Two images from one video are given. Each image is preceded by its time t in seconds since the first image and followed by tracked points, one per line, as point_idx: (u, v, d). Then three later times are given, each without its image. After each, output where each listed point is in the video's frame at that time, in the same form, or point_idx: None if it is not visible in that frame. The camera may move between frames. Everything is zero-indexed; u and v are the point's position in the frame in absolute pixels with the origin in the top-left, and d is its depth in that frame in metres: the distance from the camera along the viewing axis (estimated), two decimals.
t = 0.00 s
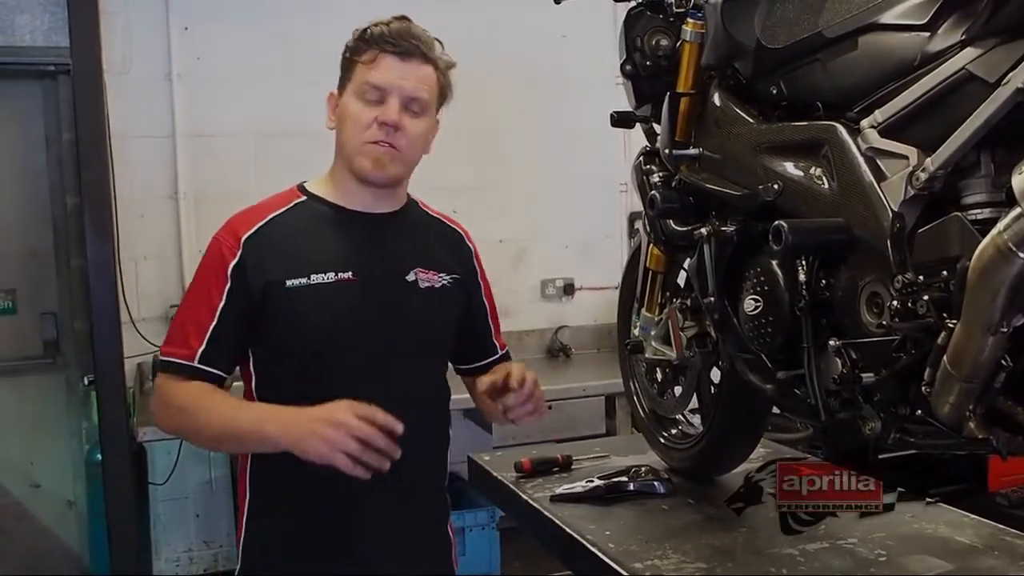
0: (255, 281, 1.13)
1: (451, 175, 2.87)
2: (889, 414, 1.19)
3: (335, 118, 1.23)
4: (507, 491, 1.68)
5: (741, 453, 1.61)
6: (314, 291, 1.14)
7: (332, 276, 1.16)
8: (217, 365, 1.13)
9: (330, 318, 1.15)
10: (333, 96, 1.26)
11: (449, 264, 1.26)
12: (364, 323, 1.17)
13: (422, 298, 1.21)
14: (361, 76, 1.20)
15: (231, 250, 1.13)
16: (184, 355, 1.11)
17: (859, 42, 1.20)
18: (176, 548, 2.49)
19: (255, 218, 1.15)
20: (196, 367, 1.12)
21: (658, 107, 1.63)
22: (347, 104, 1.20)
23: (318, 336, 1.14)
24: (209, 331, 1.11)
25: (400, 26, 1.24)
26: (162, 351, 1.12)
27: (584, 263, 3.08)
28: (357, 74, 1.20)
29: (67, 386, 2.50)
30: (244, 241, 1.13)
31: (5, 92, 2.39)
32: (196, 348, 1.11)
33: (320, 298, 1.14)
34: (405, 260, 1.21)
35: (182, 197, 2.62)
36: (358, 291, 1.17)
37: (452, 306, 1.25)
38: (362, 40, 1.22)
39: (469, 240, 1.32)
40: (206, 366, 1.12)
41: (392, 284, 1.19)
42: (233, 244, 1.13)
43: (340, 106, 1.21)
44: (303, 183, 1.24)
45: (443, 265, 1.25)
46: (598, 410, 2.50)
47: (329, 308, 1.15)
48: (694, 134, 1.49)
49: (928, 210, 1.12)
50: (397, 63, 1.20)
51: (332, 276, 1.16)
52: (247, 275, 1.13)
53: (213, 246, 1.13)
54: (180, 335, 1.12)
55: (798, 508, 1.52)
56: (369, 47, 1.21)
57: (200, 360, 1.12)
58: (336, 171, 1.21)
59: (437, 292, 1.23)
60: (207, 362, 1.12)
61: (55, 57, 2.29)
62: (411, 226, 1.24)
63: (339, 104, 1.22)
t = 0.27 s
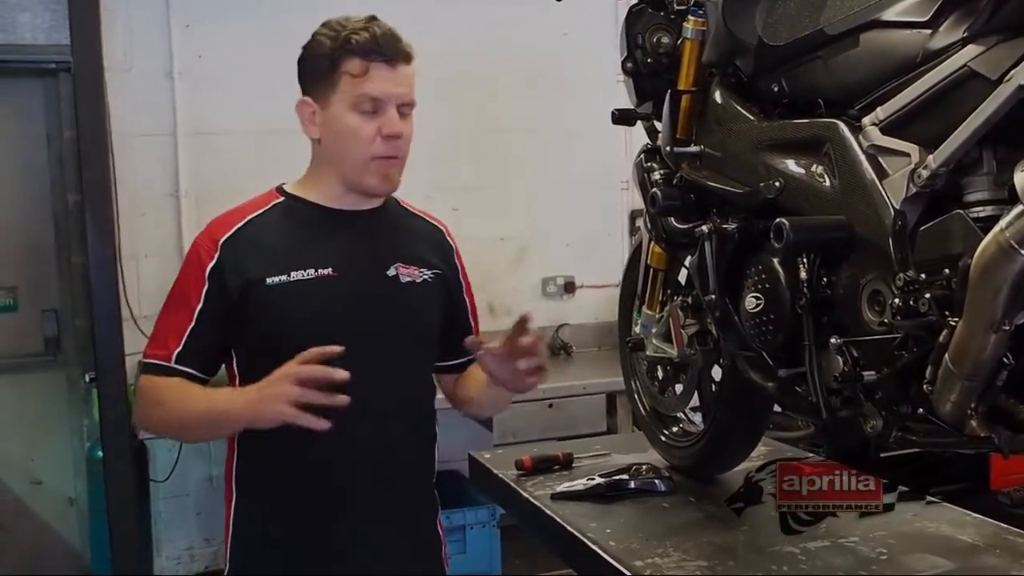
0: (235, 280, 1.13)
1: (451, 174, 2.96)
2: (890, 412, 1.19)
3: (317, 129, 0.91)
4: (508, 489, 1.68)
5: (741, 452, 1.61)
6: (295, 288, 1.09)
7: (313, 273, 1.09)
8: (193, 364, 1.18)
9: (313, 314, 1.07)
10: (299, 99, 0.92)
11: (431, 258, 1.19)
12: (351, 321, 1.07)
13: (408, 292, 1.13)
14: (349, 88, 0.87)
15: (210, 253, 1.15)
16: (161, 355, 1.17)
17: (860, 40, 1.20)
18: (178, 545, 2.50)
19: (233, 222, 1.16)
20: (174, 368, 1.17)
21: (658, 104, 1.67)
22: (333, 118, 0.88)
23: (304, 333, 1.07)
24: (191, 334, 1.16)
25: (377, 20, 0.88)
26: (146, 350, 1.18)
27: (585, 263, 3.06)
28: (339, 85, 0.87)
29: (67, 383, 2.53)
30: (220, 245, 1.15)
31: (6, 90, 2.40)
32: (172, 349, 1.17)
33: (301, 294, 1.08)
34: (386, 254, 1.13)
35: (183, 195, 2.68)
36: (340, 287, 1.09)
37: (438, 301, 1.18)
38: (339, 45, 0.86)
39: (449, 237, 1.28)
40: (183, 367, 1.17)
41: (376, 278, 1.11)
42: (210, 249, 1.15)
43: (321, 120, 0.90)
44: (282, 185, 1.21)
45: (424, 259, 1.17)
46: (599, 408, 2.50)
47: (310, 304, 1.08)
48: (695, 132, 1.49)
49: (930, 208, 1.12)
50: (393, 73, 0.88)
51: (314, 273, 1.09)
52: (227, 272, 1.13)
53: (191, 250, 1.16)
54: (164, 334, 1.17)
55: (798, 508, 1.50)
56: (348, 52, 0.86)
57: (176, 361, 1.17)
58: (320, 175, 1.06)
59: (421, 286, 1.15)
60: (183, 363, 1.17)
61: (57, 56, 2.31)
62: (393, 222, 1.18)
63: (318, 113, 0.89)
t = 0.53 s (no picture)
0: (229, 284, 1.10)
1: (454, 173, 2.87)
2: (898, 413, 1.19)
3: (303, 127, 1.16)
4: (514, 490, 1.68)
5: (747, 453, 1.60)
6: (293, 290, 1.10)
7: (309, 274, 1.11)
8: (191, 369, 1.13)
9: (311, 316, 1.09)
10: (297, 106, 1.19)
11: (430, 258, 1.20)
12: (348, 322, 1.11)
13: (404, 293, 1.15)
14: (323, 84, 1.13)
15: (206, 258, 1.11)
16: (158, 359, 1.12)
17: (867, 41, 1.19)
18: (185, 546, 2.51)
19: (229, 224, 1.13)
20: (168, 371, 1.11)
21: (664, 106, 1.63)
22: (314, 117, 1.13)
23: (302, 335, 1.09)
24: (188, 333, 1.11)
25: (351, 22, 1.16)
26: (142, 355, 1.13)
27: (592, 263, 3.07)
28: (319, 85, 1.13)
29: (76, 383, 2.51)
30: (217, 248, 1.11)
31: (15, 90, 2.40)
32: (168, 352, 1.11)
33: (299, 296, 1.09)
34: (385, 254, 1.15)
35: (191, 196, 2.64)
36: (334, 288, 1.11)
37: (436, 302, 1.18)
38: (315, 46, 1.15)
39: (448, 234, 1.26)
40: (177, 370, 1.12)
41: (372, 277, 1.13)
42: (206, 252, 1.11)
43: (307, 116, 1.14)
44: (279, 190, 1.20)
45: (422, 258, 1.18)
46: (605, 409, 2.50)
47: (307, 306, 1.09)
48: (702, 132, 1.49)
49: (937, 209, 1.11)
50: (357, 67, 1.12)
51: (310, 274, 1.11)
52: (222, 276, 1.10)
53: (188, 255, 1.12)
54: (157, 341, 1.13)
55: (798, 508, 1.51)
56: (325, 52, 1.13)
57: (172, 364, 1.11)
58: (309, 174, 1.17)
59: (420, 286, 1.16)
60: (178, 366, 1.12)
61: (65, 57, 2.27)
62: (392, 224, 1.19)
63: (305, 113, 1.15)
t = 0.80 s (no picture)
0: (243, 284, 1.08)
1: (458, 172, 2.87)
2: (903, 415, 1.19)
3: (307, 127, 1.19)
4: (520, 492, 1.68)
5: (753, 455, 1.61)
6: (305, 292, 1.09)
7: (320, 276, 1.11)
8: (207, 370, 1.10)
9: (323, 317, 1.09)
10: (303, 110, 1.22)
11: (441, 260, 1.20)
12: (356, 324, 1.11)
13: (415, 296, 1.15)
14: (322, 79, 1.16)
15: (219, 259, 1.08)
16: (173, 360, 1.09)
17: (873, 42, 1.20)
18: (191, 547, 2.39)
19: (243, 224, 1.11)
20: (187, 373, 1.09)
21: (671, 107, 1.63)
22: (316, 114, 1.16)
23: (314, 336, 1.09)
24: (205, 334, 1.08)
25: (349, 20, 1.20)
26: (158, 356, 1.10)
27: (598, 264, 3.07)
28: (319, 81, 1.17)
29: (83, 385, 2.52)
30: (231, 249, 1.09)
31: (22, 92, 2.41)
32: (185, 353, 1.09)
33: (311, 298, 1.09)
34: (396, 256, 1.16)
35: (197, 197, 2.64)
36: (345, 290, 1.12)
37: (448, 304, 1.19)
38: (314, 46, 1.19)
39: (463, 237, 1.26)
40: (196, 372, 1.09)
41: (384, 278, 1.14)
42: (220, 253, 1.08)
43: (310, 114, 1.17)
44: (291, 189, 1.18)
45: (436, 261, 1.19)
46: (611, 411, 2.50)
47: (317, 307, 1.09)
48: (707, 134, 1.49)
49: (943, 211, 1.11)
50: (355, 60, 1.16)
51: (322, 276, 1.11)
52: (234, 277, 1.08)
53: (201, 255, 1.09)
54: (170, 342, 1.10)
55: (798, 508, 1.51)
56: (323, 49, 1.17)
57: (190, 367, 1.09)
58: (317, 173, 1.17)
59: (432, 290, 1.17)
60: (197, 368, 1.09)
61: (73, 60, 2.27)
62: (403, 226, 1.19)
63: (308, 111, 1.18)
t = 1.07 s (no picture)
0: (261, 287, 1.08)
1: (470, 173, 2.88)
2: (909, 417, 1.18)
3: (323, 131, 1.17)
4: (525, 493, 1.68)
5: (761, 457, 1.60)
6: (325, 296, 1.09)
7: (339, 280, 1.11)
8: (226, 371, 1.11)
9: (338, 321, 1.10)
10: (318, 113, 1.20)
11: (461, 263, 1.19)
12: (368, 330, 1.11)
13: (434, 301, 1.15)
14: (337, 80, 1.14)
15: (239, 260, 1.08)
16: (194, 362, 1.10)
17: (879, 43, 1.19)
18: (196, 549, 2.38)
19: (261, 226, 1.11)
20: (206, 375, 1.10)
21: (677, 108, 1.63)
22: (332, 114, 1.14)
23: (325, 337, 1.09)
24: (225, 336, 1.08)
25: (360, 20, 1.19)
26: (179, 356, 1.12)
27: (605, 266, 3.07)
28: (334, 81, 1.15)
29: (90, 387, 2.54)
30: (251, 250, 1.08)
31: (30, 94, 2.42)
32: (205, 355, 1.09)
33: (329, 302, 1.10)
34: (416, 261, 1.15)
35: (204, 199, 2.65)
36: (365, 295, 1.12)
37: (467, 308, 1.18)
38: (327, 48, 1.17)
39: (482, 239, 1.24)
40: (216, 374, 1.10)
41: (402, 284, 1.13)
42: (239, 255, 1.08)
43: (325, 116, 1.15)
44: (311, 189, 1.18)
45: (455, 264, 1.18)
46: (617, 413, 2.50)
47: (330, 311, 1.09)
48: (713, 136, 1.48)
49: (949, 211, 1.11)
50: (369, 58, 1.14)
51: (341, 280, 1.11)
52: (252, 280, 1.08)
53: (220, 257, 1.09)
54: (192, 343, 1.11)
55: (798, 508, 1.52)
56: (336, 51, 1.16)
57: (209, 368, 1.10)
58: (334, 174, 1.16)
59: (451, 294, 1.16)
60: (216, 369, 1.10)
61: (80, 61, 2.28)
62: (423, 228, 1.18)
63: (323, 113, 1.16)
